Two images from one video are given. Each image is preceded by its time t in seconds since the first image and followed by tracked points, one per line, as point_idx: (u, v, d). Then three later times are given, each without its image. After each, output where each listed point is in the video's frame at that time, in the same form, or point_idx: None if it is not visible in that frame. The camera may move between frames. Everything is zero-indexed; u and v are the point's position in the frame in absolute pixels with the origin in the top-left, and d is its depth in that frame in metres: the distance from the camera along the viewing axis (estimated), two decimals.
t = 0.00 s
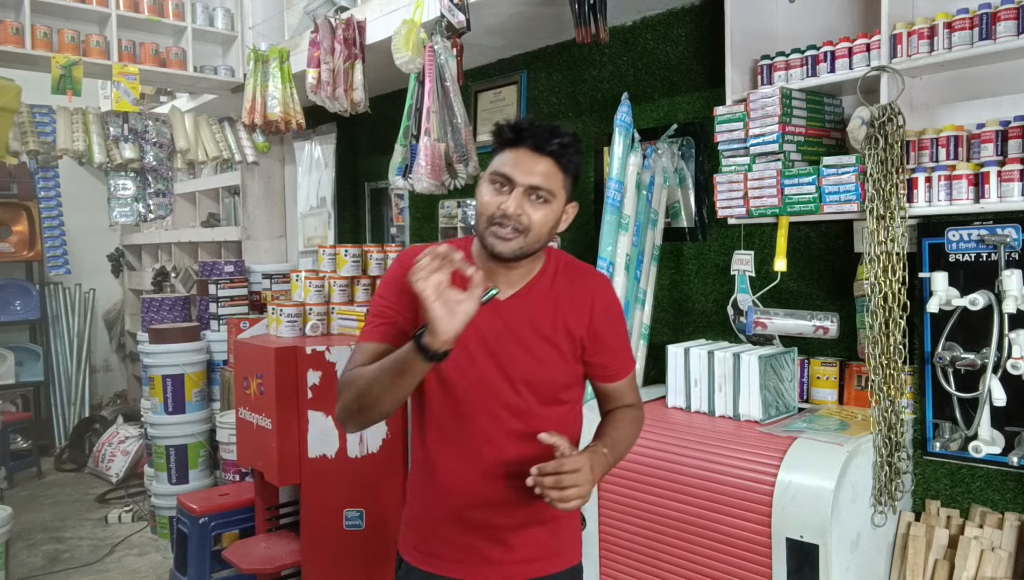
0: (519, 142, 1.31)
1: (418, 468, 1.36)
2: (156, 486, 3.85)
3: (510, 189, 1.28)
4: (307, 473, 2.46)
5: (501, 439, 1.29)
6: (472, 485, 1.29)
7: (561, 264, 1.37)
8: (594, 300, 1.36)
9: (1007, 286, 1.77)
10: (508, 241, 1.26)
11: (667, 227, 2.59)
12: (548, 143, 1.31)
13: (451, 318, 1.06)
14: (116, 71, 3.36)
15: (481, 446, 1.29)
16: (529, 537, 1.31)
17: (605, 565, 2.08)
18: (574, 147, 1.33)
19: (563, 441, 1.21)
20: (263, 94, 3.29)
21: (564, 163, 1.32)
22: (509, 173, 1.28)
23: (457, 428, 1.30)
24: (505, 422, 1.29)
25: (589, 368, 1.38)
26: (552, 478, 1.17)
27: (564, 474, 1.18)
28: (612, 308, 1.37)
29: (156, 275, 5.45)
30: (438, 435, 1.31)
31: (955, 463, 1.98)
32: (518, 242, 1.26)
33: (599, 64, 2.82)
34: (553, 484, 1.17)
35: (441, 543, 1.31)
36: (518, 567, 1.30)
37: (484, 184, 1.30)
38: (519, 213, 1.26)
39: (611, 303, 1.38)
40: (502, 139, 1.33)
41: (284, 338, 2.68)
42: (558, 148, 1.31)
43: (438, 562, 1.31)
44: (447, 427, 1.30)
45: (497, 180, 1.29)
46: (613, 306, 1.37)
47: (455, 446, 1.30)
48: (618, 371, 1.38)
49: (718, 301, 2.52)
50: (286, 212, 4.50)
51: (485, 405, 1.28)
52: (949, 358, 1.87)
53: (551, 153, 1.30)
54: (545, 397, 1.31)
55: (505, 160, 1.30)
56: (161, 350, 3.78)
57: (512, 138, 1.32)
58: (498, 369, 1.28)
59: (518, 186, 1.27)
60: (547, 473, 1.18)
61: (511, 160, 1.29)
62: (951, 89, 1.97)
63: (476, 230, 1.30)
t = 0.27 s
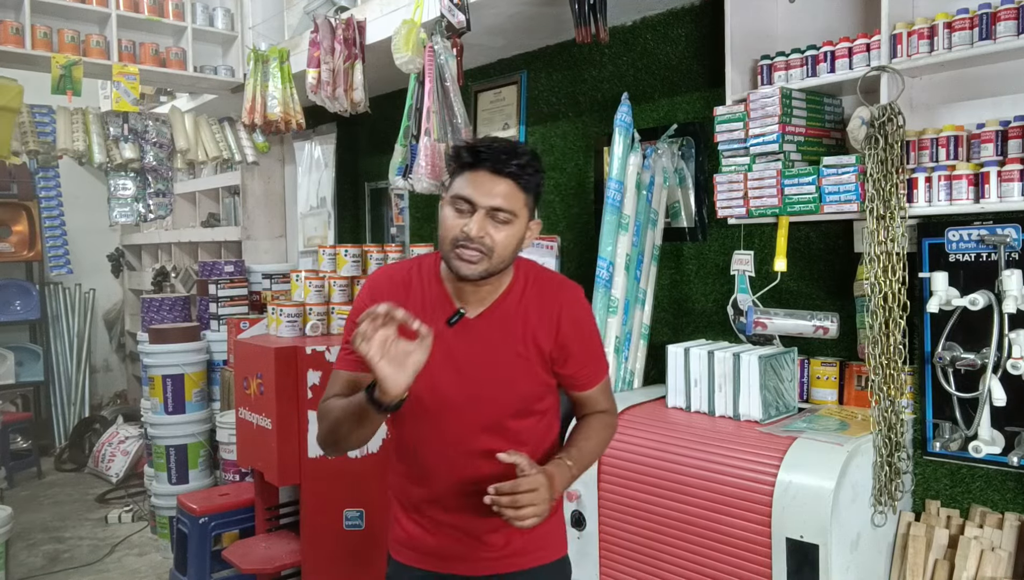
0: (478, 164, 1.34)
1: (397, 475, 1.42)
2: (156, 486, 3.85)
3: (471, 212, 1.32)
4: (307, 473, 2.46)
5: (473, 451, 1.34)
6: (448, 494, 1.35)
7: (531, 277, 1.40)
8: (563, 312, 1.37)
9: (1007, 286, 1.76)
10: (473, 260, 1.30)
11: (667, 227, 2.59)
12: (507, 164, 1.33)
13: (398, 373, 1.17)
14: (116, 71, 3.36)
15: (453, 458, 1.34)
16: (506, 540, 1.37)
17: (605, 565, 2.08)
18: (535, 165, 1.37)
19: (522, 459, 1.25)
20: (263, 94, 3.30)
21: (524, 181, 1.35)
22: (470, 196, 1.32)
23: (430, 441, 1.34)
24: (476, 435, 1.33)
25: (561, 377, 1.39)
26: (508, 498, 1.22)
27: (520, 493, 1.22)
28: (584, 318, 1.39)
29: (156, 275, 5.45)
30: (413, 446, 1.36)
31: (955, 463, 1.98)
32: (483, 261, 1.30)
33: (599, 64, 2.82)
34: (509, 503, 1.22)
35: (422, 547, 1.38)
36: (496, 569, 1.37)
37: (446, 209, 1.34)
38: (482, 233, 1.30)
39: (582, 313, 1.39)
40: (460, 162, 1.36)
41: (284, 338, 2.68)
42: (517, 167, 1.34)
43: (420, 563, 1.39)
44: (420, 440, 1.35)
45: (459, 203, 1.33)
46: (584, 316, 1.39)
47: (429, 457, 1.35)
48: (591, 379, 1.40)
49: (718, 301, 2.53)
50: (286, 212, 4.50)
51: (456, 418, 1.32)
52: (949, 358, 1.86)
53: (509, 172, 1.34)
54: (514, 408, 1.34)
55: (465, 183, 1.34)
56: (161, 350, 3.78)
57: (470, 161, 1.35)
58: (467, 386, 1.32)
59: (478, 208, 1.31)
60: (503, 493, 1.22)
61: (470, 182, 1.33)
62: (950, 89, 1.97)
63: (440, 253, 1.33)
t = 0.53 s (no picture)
0: (451, 131, 1.45)
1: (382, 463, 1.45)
2: (156, 486, 3.85)
3: (450, 173, 1.42)
4: (307, 474, 2.46)
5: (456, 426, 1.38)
6: (431, 473, 1.38)
7: (511, 257, 1.47)
8: (542, 290, 1.45)
9: (1007, 286, 1.77)
10: (458, 215, 1.39)
11: (667, 227, 2.59)
12: (476, 126, 1.45)
13: (373, 278, 1.22)
14: (116, 71, 3.36)
15: (439, 431, 1.39)
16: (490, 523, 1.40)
17: (605, 564, 2.08)
18: (500, 128, 1.48)
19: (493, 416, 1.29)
20: (264, 94, 3.30)
21: (494, 144, 1.47)
22: (447, 159, 1.42)
23: (415, 416, 1.39)
24: (459, 407, 1.38)
25: (543, 355, 1.45)
26: (476, 448, 1.26)
27: (489, 445, 1.26)
28: (562, 296, 1.46)
29: (156, 275, 5.45)
30: (398, 425, 1.41)
31: (955, 463, 1.98)
32: (468, 215, 1.40)
33: (599, 64, 2.82)
34: (478, 453, 1.26)
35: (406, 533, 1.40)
36: (479, 552, 1.38)
37: (426, 175, 1.43)
38: (464, 189, 1.40)
39: (560, 292, 1.46)
40: (433, 132, 1.46)
41: (284, 337, 2.69)
42: (486, 130, 1.46)
43: (405, 551, 1.40)
44: (404, 416, 1.40)
45: (437, 167, 1.42)
46: (563, 294, 1.46)
47: (414, 434, 1.40)
48: (572, 357, 1.46)
49: (718, 301, 2.53)
50: (286, 212, 4.50)
51: (440, 391, 1.38)
52: (949, 358, 1.87)
53: (480, 135, 1.45)
54: (498, 379, 1.40)
55: (441, 148, 1.44)
56: (161, 351, 3.78)
57: (443, 129, 1.46)
58: (451, 356, 1.38)
59: (457, 168, 1.42)
60: (472, 444, 1.26)
61: (446, 147, 1.43)
62: (950, 89, 1.97)
63: (425, 217, 1.42)
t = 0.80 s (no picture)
0: (429, 127, 1.51)
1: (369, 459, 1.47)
2: (156, 486, 3.85)
3: (432, 165, 1.47)
4: (307, 474, 2.46)
5: (442, 417, 1.41)
6: (418, 464, 1.41)
7: (496, 254, 1.52)
8: (526, 286, 1.49)
9: (1007, 286, 1.76)
10: (444, 204, 1.46)
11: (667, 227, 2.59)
12: (453, 119, 1.52)
13: (348, 321, 1.31)
14: (116, 71, 3.36)
15: (427, 422, 1.42)
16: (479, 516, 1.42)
17: (605, 564, 2.09)
18: (475, 120, 1.54)
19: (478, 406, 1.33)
20: (263, 94, 3.30)
21: (471, 136, 1.53)
22: (428, 151, 1.48)
23: (401, 407, 1.42)
24: (445, 397, 1.41)
25: (527, 350, 1.49)
26: (463, 438, 1.30)
27: (476, 435, 1.30)
28: (544, 293, 1.51)
29: (156, 275, 5.45)
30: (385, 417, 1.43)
31: (955, 463, 1.98)
32: (452, 203, 1.46)
33: (599, 64, 2.82)
34: (465, 443, 1.30)
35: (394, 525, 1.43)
36: (466, 543, 1.41)
37: (410, 169, 1.49)
38: (446, 179, 1.45)
39: (543, 289, 1.51)
40: (412, 130, 1.52)
41: (284, 337, 2.68)
42: (461, 123, 1.52)
43: (393, 543, 1.43)
44: (393, 407, 1.43)
45: (419, 161, 1.48)
46: (545, 291, 1.51)
47: (402, 425, 1.42)
48: (555, 352, 1.50)
49: (718, 301, 2.53)
50: (286, 212, 4.50)
51: (426, 382, 1.41)
52: (949, 358, 1.86)
53: (457, 128, 1.51)
54: (485, 370, 1.43)
55: (421, 143, 1.49)
56: (161, 351, 3.78)
57: (422, 125, 1.51)
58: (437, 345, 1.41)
59: (438, 159, 1.47)
60: (459, 434, 1.30)
61: (426, 141, 1.49)
62: (950, 89, 1.97)
63: (412, 210, 1.48)
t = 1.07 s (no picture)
0: (417, 130, 1.55)
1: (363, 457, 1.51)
2: (156, 486, 3.85)
3: (419, 167, 1.51)
4: (307, 473, 2.46)
5: (430, 413, 1.44)
6: (407, 458, 1.45)
7: (481, 253, 1.55)
8: (511, 282, 1.52)
9: (1007, 286, 1.76)
10: (429, 205, 1.50)
11: (667, 227, 2.59)
12: (440, 123, 1.55)
13: (345, 347, 1.37)
14: (116, 70, 3.36)
15: (415, 418, 1.45)
16: (469, 510, 1.45)
17: (604, 564, 2.09)
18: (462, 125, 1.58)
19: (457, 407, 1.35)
20: (263, 94, 3.30)
21: (457, 139, 1.57)
22: (415, 153, 1.52)
23: (390, 404, 1.45)
24: (431, 392, 1.44)
25: (513, 346, 1.51)
26: (441, 439, 1.32)
27: (453, 436, 1.32)
28: (530, 289, 1.53)
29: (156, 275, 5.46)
30: (375, 414, 1.47)
31: (955, 463, 1.98)
32: (437, 205, 1.50)
33: (599, 65, 2.82)
34: (442, 444, 1.32)
35: (387, 520, 1.46)
36: (457, 536, 1.43)
37: (397, 171, 1.53)
38: (432, 180, 1.49)
39: (528, 285, 1.54)
40: (400, 132, 1.56)
41: (284, 338, 2.68)
42: (448, 127, 1.56)
43: (387, 537, 1.46)
44: (382, 404, 1.46)
45: (406, 162, 1.52)
46: (530, 287, 1.53)
47: (391, 422, 1.46)
48: (541, 346, 1.52)
49: (718, 301, 2.52)
50: (286, 212, 4.50)
51: (412, 378, 1.44)
52: (949, 358, 1.86)
53: (444, 131, 1.55)
54: (471, 365, 1.46)
55: (408, 145, 1.53)
56: (161, 350, 3.78)
57: (410, 128, 1.55)
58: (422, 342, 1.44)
59: (424, 161, 1.51)
60: (438, 435, 1.32)
61: (413, 144, 1.53)
62: (950, 89, 1.97)
63: (398, 211, 1.52)
